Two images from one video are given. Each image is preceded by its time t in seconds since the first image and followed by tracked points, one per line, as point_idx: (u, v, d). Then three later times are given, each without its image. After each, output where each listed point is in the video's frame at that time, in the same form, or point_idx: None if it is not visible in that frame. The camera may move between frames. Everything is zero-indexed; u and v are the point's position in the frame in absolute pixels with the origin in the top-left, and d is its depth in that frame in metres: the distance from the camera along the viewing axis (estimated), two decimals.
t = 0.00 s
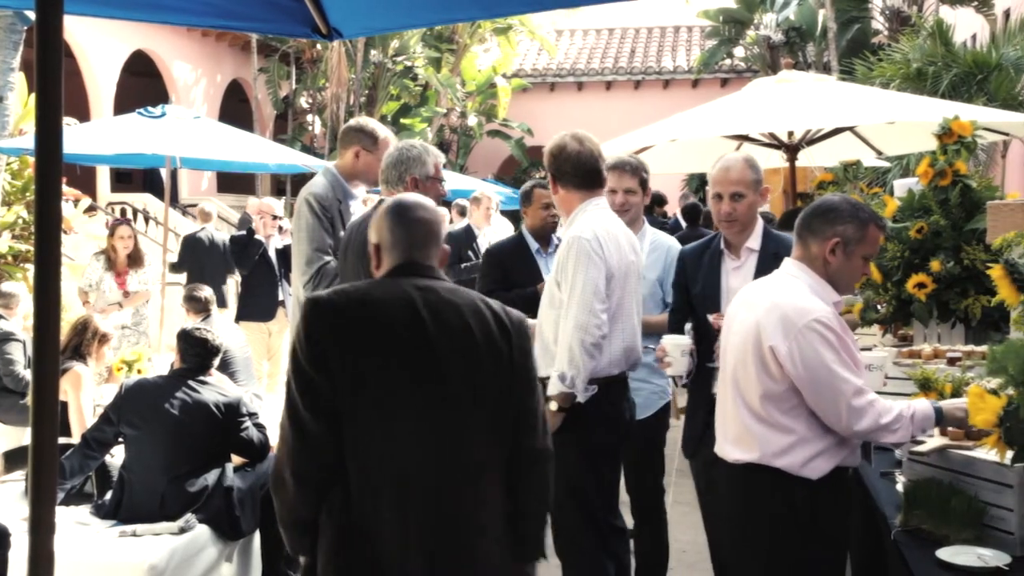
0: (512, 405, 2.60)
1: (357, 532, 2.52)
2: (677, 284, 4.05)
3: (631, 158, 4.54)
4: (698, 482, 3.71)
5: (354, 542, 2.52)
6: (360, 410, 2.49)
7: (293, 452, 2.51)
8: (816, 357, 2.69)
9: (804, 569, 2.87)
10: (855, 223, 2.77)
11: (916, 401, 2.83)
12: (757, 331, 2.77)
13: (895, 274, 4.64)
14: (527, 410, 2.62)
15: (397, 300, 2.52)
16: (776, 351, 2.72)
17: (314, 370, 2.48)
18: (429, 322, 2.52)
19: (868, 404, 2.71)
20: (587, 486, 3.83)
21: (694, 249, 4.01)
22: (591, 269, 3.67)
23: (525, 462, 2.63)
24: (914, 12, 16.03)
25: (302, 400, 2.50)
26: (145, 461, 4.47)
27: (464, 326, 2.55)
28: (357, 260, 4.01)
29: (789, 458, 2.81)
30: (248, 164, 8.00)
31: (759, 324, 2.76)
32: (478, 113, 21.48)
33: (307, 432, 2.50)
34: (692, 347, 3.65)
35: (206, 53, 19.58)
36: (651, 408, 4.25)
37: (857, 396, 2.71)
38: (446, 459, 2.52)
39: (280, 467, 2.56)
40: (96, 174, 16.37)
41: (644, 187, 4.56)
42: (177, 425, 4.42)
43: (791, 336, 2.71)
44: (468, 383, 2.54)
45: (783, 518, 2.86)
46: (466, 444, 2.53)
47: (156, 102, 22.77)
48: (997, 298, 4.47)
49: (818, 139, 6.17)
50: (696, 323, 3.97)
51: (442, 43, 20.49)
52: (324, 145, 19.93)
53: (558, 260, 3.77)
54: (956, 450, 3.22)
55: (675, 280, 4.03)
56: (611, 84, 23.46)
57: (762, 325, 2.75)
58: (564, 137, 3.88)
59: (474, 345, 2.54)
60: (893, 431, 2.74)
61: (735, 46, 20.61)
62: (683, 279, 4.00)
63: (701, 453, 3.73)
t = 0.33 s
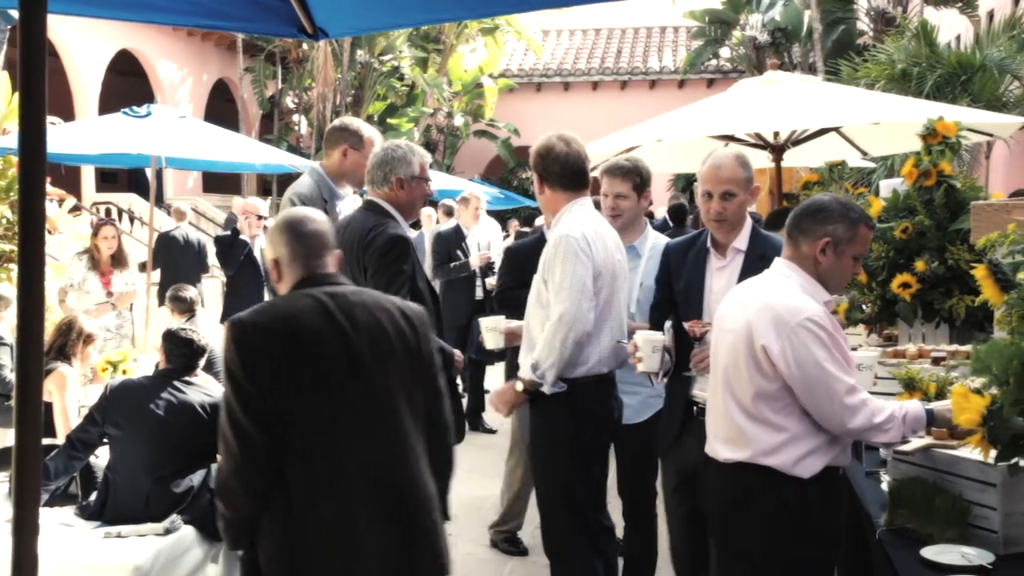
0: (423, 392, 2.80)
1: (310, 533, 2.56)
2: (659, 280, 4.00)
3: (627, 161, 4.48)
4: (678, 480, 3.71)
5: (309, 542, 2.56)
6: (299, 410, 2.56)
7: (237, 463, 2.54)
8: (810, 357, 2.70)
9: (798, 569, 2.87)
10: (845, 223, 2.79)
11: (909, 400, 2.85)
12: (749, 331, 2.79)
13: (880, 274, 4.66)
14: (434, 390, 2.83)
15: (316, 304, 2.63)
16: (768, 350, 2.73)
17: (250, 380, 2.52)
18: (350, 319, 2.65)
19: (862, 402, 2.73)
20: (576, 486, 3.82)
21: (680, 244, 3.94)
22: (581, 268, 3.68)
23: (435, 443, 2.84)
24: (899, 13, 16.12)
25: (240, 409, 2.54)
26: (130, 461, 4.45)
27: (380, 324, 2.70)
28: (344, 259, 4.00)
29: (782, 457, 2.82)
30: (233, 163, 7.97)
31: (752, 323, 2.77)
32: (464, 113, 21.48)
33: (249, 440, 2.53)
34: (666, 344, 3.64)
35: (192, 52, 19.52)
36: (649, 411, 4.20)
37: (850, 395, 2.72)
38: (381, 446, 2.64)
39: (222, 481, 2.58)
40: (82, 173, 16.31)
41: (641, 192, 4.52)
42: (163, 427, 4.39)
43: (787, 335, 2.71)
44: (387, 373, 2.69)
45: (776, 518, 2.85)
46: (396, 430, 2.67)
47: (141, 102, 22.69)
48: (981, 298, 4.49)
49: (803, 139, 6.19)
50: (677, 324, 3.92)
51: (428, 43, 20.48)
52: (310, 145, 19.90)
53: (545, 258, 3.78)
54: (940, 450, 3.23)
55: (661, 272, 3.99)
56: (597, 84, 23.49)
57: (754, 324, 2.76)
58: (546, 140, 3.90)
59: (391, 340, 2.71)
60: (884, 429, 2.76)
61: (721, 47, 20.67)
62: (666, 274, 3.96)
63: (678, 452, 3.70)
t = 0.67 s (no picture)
0: (307, 355, 3.20)
1: (213, 480, 2.96)
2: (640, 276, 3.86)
3: (592, 160, 4.48)
4: (659, 478, 3.70)
5: (214, 488, 2.95)
6: (197, 375, 2.94)
7: (147, 427, 2.88)
8: (799, 357, 2.71)
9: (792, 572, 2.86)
10: (835, 223, 2.80)
11: (899, 402, 2.85)
12: (739, 332, 2.80)
13: (865, 274, 4.68)
14: (317, 353, 3.24)
15: (208, 281, 3.02)
16: (759, 351, 2.74)
17: (154, 350, 2.88)
18: (239, 293, 3.05)
19: (852, 403, 2.73)
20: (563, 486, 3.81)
21: (664, 240, 3.82)
22: (570, 267, 3.69)
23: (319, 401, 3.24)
24: (883, 15, 16.21)
25: (146, 378, 2.88)
26: (114, 463, 4.43)
27: (264, 297, 3.10)
28: (330, 258, 3.99)
29: (771, 457, 2.82)
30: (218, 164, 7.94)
31: (742, 325, 2.78)
32: (451, 113, 21.48)
33: (156, 405, 2.88)
34: (652, 347, 3.61)
35: (177, 52, 19.45)
36: (629, 413, 4.28)
37: (838, 397, 2.73)
38: (271, 402, 3.07)
39: (130, 441, 2.91)
40: (66, 174, 16.24)
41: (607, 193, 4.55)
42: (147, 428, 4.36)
43: (778, 335, 2.73)
44: (274, 340, 3.09)
45: (769, 520, 2.85)
46: (283, 388, 3.09)
47: (126, 102, 22.60)
48: (964, 298, 4.50)
49: (787, 140, 6.21)
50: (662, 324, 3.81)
51: (415, 44, 20.47)
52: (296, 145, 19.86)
53: (532, 257, 3.78)
54: (925, 449, 3.25)
55: (642, 270, 3.86)
56: (583, 84, 23.52)
57: (745, 325, 2.77)
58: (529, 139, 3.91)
59: (276, 310, 3.11)
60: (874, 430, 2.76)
61: (707, 47, 20.74)
62: (649, 273, 3.82)
63: (656, 451, 3.63)
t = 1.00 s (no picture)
0: (209, 365, 3.30)
1: (129, 481, 3.03)
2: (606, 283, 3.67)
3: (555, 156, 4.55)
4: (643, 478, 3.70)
5: (140, 491, 3.04)
6: (119, 381, 3.01)
7: (68, 428, 2.91)
8: (780, 361, 2.72)
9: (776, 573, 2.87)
10: (823, 224, 2.80)
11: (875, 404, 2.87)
12: (726, 332, 2.81)
13: (847, 275, 4.71)
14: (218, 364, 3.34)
15: (124, 293, 3.10)
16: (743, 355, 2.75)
17: (74, 355, 2.93)
18: (154, 304, 3.15)
19: (827, 410, 2.73)
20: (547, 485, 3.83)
21: (633, 241, 3.65)
22: (565, 268, 3.71)
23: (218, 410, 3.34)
24: (866, 16, 16.31)
25: (66, 382, 2.92)
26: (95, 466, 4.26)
27: (173, 309, 3.20)
28: (313, 260, 3.98)
29: (753, 461, 2.84)
30: (201, 163, 7.92)
31: (729, 326, 2.79)
32: (434, 113, 21.49)
33: (77, 408, 2.92)
34: (629, 357, 3.42)
35: (160, 52, 19.41)
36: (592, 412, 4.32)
37: (813, 404, 2.72)
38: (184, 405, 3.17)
39: (52, 444, 2.92)
40: (47, 173, 16.18)
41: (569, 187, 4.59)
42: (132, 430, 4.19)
43: (760, 337, 2.73)
44: (182, 350, 3.19)
45: (753, 524, 2.86)
46: (191, 396, 3.20)
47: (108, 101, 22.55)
48: (945, 298, 4.53)
49: (770, 141, 6.24)
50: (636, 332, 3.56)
51: (398, 43, 20.44)
52: (279, 145, 19.82)
53: (524, 257, 3.79)
54: (906, 447, 3.27)
55: (608, 270, 3.67)
56: (566, 85, 23.54)
57: (731, 327, 2.79)
58: (519, 143, 3.88)
59: (183, 321, 3.21)
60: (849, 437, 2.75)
61: (690, 48, 20.79)
62: (616, 274, 3.64)
63: (628, 453, 3.46)
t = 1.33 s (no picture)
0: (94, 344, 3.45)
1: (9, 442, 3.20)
2: (539, 296, 3.43)
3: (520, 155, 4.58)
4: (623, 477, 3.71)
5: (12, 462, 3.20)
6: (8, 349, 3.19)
7: None
8: (736, 359, 2.72)
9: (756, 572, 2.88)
10: (805, 225, 2.81)
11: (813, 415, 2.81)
12: (702, 331, 2.82)
13: (827, 275, 4.74)
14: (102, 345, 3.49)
15: (34, 269, 3.29)
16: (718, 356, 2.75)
17: None
18: (61, 286, 3.32)
19: (760, 412, 2.69)
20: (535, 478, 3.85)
21: (564, 250, 3.41)
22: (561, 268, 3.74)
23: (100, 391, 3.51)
24: (846, 17, 16.36)
25: None
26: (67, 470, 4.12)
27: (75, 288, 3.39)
28: (291, 259, 3.98)
29: (721, 456, 2.88)
30: (181, 163, 7.89)
31: (706, 326, 2.80)
32: (416, 113, 21.49)
33: None
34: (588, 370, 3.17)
35: (140, 52, 19.32)
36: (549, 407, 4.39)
37: (751, 404, 2.70)
38: (76, 385, 3.30)
39: None
40: (26, 173, 16.09)
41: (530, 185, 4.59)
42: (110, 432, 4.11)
43: (724, 335, 2.74)
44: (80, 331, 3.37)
45: (729, 527, 2.88)
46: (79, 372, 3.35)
47: (88, 101, 22.43)
48: (924, 297, 4.55)
49: (751, 141, 6.27)
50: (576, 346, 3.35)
51: (380, 43, 20.40)
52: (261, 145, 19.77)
53: (518, 258, 3.79)
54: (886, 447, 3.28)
55: (542, 286, 3.43)
56: (548, 85, 23.56)
57: (706, 324, 2.80)
58: (508, 144, 3.87)
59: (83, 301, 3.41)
60: (776, 444, 2.70)
61: (672, 48, 20.81)
62: (549, 288, 3.40)
63: (570, 473, 3.27)
